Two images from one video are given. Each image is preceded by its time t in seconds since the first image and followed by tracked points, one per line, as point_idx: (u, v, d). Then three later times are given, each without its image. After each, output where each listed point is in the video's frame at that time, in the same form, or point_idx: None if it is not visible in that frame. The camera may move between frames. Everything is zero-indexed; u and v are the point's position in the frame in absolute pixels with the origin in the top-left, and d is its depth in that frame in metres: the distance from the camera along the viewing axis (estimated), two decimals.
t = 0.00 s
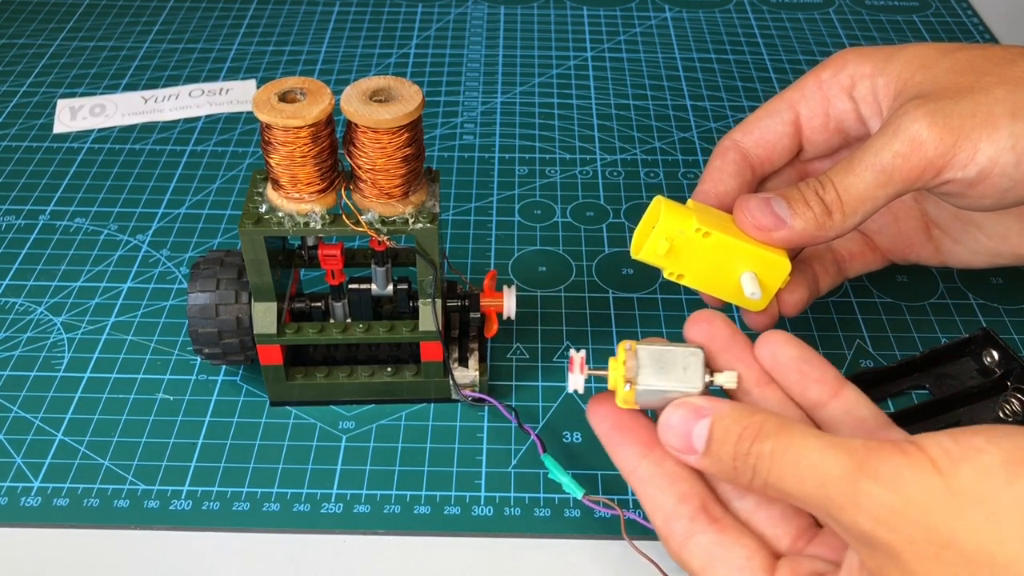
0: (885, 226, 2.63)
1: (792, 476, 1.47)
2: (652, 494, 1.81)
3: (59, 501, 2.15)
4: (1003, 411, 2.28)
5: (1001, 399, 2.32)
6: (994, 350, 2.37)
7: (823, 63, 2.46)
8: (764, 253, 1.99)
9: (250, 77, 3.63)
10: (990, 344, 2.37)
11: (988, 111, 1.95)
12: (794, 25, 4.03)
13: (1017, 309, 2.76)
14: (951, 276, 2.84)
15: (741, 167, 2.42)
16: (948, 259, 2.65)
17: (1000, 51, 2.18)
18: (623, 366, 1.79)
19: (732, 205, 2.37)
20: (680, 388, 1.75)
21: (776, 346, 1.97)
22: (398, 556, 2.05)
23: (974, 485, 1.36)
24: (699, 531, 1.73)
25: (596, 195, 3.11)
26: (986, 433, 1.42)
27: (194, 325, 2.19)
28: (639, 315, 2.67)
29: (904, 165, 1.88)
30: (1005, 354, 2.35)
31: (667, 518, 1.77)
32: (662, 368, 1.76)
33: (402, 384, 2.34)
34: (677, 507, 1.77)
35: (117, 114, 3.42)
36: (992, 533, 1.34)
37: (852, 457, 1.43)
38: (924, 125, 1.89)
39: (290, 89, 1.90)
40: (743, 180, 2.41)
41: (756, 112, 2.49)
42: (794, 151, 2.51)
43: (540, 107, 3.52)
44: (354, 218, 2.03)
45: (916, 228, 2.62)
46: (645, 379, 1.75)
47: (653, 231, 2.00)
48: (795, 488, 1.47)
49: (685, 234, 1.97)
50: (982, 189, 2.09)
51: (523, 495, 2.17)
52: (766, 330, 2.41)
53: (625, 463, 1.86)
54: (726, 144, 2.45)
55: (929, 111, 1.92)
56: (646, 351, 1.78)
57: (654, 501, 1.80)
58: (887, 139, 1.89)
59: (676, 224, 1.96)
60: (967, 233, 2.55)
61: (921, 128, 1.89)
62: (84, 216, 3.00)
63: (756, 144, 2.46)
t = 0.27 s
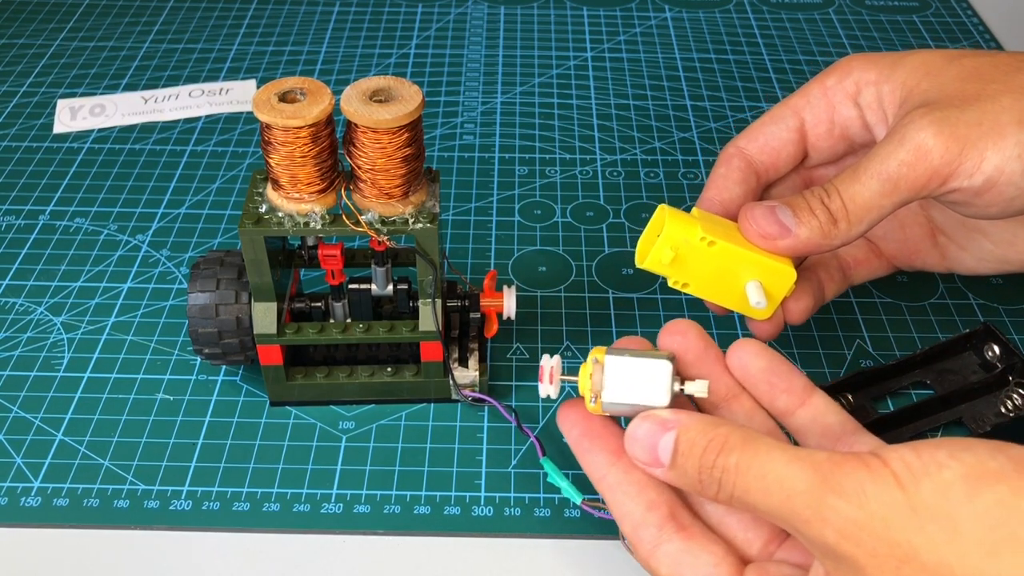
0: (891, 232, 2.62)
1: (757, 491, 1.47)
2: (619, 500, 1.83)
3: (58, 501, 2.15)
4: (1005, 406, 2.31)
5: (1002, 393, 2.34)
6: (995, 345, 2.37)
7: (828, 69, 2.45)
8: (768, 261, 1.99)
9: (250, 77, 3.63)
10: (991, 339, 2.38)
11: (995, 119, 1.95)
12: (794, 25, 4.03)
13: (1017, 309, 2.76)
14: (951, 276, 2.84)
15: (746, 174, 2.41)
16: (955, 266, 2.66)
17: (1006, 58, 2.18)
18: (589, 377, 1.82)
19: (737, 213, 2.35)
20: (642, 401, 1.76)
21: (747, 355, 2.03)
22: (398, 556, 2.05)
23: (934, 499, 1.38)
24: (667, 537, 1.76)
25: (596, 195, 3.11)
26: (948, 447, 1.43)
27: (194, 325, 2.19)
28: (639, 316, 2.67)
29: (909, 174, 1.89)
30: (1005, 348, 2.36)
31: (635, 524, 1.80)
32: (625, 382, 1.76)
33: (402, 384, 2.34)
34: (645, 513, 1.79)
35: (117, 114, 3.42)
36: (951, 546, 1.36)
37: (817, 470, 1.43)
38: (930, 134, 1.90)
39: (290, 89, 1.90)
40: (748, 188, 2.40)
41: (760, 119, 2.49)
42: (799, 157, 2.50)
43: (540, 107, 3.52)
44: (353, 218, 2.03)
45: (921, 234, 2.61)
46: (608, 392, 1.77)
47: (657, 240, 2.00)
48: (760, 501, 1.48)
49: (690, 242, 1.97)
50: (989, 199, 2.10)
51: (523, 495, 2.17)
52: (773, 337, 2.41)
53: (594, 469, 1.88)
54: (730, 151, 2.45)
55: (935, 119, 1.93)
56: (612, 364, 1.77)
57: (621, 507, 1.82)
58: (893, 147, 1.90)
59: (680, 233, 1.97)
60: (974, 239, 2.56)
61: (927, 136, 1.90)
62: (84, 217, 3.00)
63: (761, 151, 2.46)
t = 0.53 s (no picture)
0: (894, 238, 2.63)
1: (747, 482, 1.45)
2: (602, 497, 1.88)
3: (58, 501, 2.15)
4: (1003, 411, 2.30)
5: (1000, 398, 2.34)
6: (994, 350, 2.37)
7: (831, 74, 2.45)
8: (771, 267, 1.98)
9: (250, 77, 3.63)
10: (990, 344, 2.38)
11: (998, 125, 1.95)
12: (794, 25, 4.03)
13: (1017, 309, 2.76)
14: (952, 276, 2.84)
15: (749, 179, 2.41)
16: (959, 271, 2.66)
17: (1008, 63, 2.18)
18: (580, 377, 1.82)
19: (739, 220, 2.37)
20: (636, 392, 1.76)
21: (735, 348, 2.03)
22: (397, 556, 2.05)
23: (919, 500, 1.36)
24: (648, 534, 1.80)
25: (596, 195, 3.11)
26: (936, 448, 1.41)
27: (194, 325, 2.19)
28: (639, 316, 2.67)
29: (913, 179, 1.89)
30: (1004, 354, 2.35)
31: (616, 521, 1.84)
32: (616, 375, 1.77)
33: (402, 384, 2.34)
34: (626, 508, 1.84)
35: (117, 114, 3.42)
36: (932, 547, 1.35)
37: (806, 465, 1.42)
38: (934, 139, 1.90)
39: (290, 89, 1.90)
40: (751, 193, 2.40)
41: (763, 124, 2.49)
42: (802, 162, 2.50)
43: (540, 107, 3.52)
44: (354, 218, 2.03)
45: (926, 239, 2.62)
46: (601, 388, 1.77)
47: (660, 246, 2.01)
48: (747, 492, 1.47)
49: (692, 248, 1.97)
50: (992, 205, 2.10)
51: (523, 495, 2.18)
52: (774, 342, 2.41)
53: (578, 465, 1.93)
54: (733, 156, 2.45)
55: (938, 125, 1.93)
56: (600, 359, 1.78)
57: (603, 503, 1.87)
58: (897, 153, 1.90)
59: (682, 239, 1.97)
60: (977, 245, 2.55)
61: (930, 142, 1.90)
62: (84, 216, 3.00)
63: (764, 155, 2.45)
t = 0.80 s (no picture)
0: (890, 242, 2.62)
1: (740, 466, 1.43)
2: (575, 482, 1.83)
3: (59, 501, 2.15)
4: (1003, 412, 2.30)
5: (1000, 399, 2.34)
6: (994, 351, 2.38)
7: (826, 77, 2.45)
8: (767, 271, 2.00)
9: (250, 77, 3.63)
10: (990, 344, 2.38)
11: (994, 129, 1.95)
12: (794, 25, 4.03)
13: (1017, 309, 2.76)
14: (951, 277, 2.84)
15: (745, 182, 2.41)
16: (954, 274, 2.66)
17: (1004, 66, 2.17)
18: (583, 377, 1.80)
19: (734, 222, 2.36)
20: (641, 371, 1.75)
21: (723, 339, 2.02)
22: (397, 556, 2.05)
23: (906, 498, 1.29)
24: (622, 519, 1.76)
25: (596, 195, 3.11)
26: (929, 449, 1.34)
27: (194, 325, 2.19)
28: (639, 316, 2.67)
29: (908, 183, 1.89)
30: (1004, 355, 2.36)
31: (590, 506, 1.80)
32: (616, 362, 1.76)
33: (402, 384, 2.34)
34: (600, 494, 1.80)
35: (117, 114, 3.42)
36: (915, 548, 1.28)
37: (799, 455, 1.38)
38: (929, 143, 1.90)
39: (290, 89, 1.90)
40: (746, 197, 2.39)
41: (758, 127, 2.49)
42: (797, 166, 2.50)
43: (540, 107, 3.52)
44: (354, 218, 2.03)
45: (921, 243, 2.61)
46: (607, 377, 1.74)
47: (655, 249, 2.01)
48: (740, 478, 1.44)
49: (687, 253, 1.98)
50: (988, 208, 2.10)
51: (523, 495, 2.18)
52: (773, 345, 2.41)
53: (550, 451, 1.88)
54: (728, 159, 2.45)
55: (934, 129, 1.92)
56: (594, 354, 1.78)
57: (577, 488, 1.83)
58: (891, 157, 1.90)
59: (678, 244, 1.97)
60: (972, 248, 2.55)
61: (926, 146, 1.90)
62: (84, 216, 3.00)
63: (759, 159, 2.45)
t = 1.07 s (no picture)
0: (884, 241, 2.63)
1: (739, 447, 1.43)
2: (569, 464, 1.84)
3: (59, 501, 2.15)
4: (1003, 411, 2.30)
5: (1000, 398, 2.33)
6: (993, 350, 2.38)
7: (820, 77, 2.44)
8: (762, 271, 2.01)
9: (250, 77, 3.63)
10: (990, 343, 2.38)
11: (987, 129, 1.95)
12: (794, 25, 4.03)
13: (1016, 309, 2.76)
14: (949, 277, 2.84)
15: (739, 182, 2.41)
16: (947, 273, 2.66)
17: (998, 66, 2.17)
18: (582, 359, 1.75)
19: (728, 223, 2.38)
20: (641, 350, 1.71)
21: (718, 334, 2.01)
22: (397, 556, 2.05)
23: (906, 485, 1.29)
24: (614, 503, 1.76)
25: (596, 195, 3.11)
26: (931, 438, 1.34)
27: (194, 325, 2.19)
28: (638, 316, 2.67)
29: (902, 182, 1.89)
30: (1004, 354, 2.37)
31: (583, 489, 1.80)
32: (615, 343, 1.73)
33: (403, 384, 2.34)
34: (594, 477, 1.80)
35: (117, 114, 3.42)
36: (911, 535, 1.28)
37: (802, 438, 1.37)
38: (923, 143, 1.90)
39: (290, 89, 1.90)
40: (741, 197, 2.40)
41: (753, 126, 2.48)
42: (792, 165, 2.50)
43: (540, 107, 3.52)
44: (354, 218, 2.03)
45: (915, 244, 2.61)
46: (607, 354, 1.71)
47: (650, 248, 2.01)
48: (742, 460, 1.43)
49: (682, 252, 1.98)
50: (981, 207, 2.10)
51: (523, 495, 2.18)
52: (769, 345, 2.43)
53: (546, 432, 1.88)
54: (723, 159, 2.44)
55: (927, 129, 1.93)
56: (591, 338, 1.77)
57: (571, 470, 1.83)
58: (885, 157, 1.90)
59: (674, 243, 1.97)
60: (967, 247, 2.55)
61: (919, 146, 1.90)
62: (84, 216, 3.00)
63: (754, 159, 2.45)
